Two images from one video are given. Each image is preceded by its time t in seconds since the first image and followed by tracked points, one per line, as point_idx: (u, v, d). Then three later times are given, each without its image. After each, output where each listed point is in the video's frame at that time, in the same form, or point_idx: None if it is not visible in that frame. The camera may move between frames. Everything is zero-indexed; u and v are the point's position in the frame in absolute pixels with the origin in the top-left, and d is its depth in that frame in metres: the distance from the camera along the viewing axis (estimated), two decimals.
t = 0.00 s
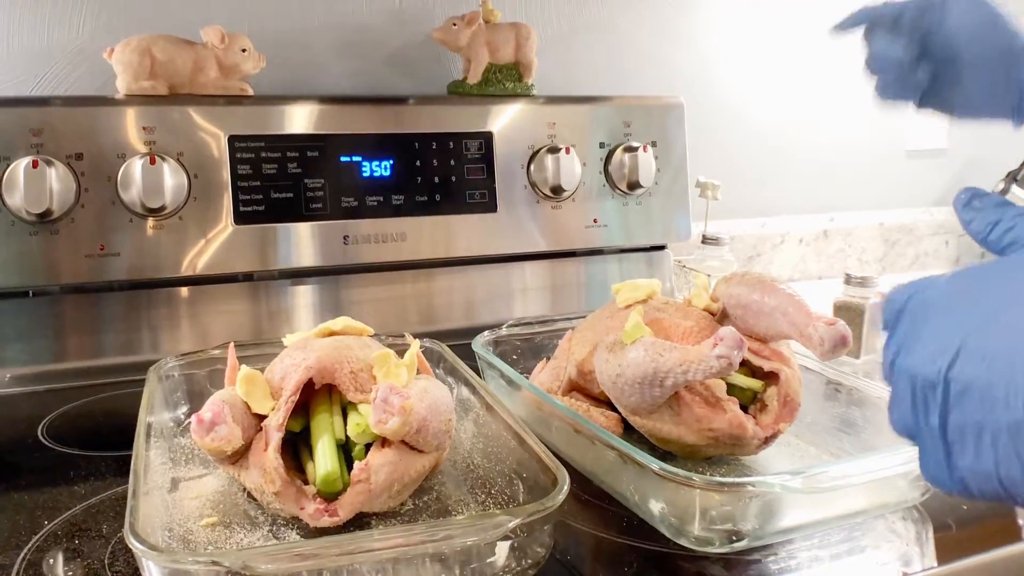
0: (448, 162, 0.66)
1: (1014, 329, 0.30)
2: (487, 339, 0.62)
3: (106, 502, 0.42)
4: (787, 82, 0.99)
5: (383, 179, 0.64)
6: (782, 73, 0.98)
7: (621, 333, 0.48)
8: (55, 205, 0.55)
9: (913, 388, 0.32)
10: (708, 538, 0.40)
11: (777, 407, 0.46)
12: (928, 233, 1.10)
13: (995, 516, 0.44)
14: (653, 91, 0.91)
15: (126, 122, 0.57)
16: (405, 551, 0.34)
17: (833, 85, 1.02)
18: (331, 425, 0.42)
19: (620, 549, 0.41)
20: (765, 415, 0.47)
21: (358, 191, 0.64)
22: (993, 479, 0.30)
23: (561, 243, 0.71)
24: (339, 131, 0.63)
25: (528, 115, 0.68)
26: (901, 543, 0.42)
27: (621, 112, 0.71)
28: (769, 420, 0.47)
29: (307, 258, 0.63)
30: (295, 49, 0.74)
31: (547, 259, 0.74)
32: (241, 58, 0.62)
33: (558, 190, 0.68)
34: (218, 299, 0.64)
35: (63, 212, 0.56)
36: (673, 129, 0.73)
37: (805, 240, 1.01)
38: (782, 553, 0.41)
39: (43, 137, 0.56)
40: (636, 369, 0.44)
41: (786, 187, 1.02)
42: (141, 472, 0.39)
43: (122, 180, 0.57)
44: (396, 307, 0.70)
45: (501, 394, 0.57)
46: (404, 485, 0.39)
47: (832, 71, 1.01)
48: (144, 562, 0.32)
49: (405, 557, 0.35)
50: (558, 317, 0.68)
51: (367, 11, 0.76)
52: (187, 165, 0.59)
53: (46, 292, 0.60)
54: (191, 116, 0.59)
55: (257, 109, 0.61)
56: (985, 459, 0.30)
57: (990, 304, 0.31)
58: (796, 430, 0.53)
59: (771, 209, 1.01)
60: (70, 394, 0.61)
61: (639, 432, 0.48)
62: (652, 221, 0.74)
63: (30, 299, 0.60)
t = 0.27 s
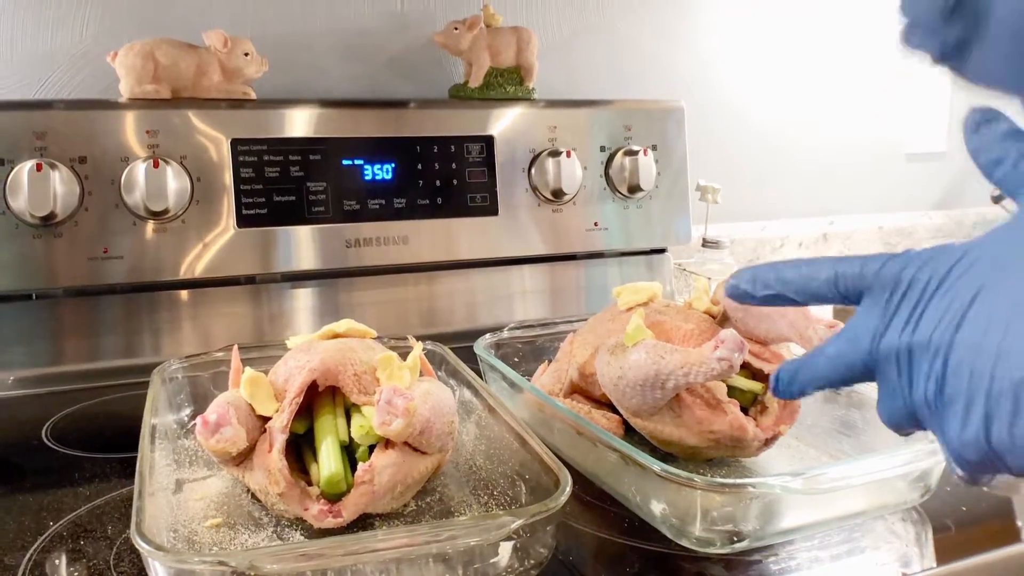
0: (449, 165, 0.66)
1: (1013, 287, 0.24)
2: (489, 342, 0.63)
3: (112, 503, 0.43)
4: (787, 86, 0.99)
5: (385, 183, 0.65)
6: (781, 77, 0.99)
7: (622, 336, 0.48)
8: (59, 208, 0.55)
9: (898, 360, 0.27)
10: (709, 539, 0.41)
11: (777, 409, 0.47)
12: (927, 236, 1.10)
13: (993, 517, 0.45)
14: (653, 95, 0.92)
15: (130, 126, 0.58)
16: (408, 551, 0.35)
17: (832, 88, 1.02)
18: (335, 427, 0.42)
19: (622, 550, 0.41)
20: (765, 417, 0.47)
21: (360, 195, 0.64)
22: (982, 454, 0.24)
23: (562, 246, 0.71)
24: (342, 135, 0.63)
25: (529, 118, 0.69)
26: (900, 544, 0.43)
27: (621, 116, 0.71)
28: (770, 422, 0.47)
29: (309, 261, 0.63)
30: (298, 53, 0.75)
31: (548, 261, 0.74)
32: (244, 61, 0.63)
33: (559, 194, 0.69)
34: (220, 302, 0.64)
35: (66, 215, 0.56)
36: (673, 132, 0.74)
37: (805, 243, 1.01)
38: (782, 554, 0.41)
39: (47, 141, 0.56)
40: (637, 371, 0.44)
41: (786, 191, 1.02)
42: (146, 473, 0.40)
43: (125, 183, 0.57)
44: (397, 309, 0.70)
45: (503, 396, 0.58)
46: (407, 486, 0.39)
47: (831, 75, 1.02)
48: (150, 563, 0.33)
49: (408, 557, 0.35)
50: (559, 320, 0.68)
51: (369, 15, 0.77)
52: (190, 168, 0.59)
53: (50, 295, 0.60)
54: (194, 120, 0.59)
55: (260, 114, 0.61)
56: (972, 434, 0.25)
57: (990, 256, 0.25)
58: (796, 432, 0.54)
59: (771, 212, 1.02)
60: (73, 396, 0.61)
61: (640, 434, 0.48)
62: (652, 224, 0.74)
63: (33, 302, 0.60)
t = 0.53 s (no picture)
0: (449, 167, 0.67)
1: (1012, 305, 0.27)
2: (489, 343, 0.63)
3: (115, 504, 0.43)
4: (786, 88, 1.00)
5: (386, 185, 0.65)
6: (780, 79, 0.99)
7: (622, 337, 0.49)
8: (61, 210, 0.56)
9: (908, 373, 0.30)
10: (709, 538, 0.41)
11: (776, 410, 0.47)
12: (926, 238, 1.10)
13: (990, 517, 0.45)
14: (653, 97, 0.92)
15: (132, 128, 0.58)
16: (410, 551, 0.35)
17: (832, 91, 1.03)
18: (337, 428, 0.42)
19: (622, 550, 0.42)
20: (764, 418, 0.47)
21: (361, 197, 0.64)
22: (993, 462, 0.27)
23: (561, 248, 0.72)
24: (342, 136, 0.63)
25: (529, 120, 0.69)
26: (898, 544, 0.43)
27: (620, 118, 0.72)
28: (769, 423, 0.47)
29: (310, 263, 0.64)
30: (299, 56, 0.75)
31: (547, 263, 0.74)
32: (245, 64, 0.63)
33: (559, 196, 0.69)
34: (222, 303, 0.65)
35: (68, 217, 0.56)
36: (672, 134, 0.74)
37: (804, 245, 1.01)
38: (781, 553, 0.42)
39: (49, 142, 0.56)
40: (637, 372, 0.45)
41: (785, 192, 1.02)
42: (149, 474, 0.40)
43: (127, 185, 0.57)
44: (398, 310, 0.70)
45: (504, 397, 0.58)
46: (408, 486, 0.40)
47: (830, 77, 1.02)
48: (154, 563, 0.33)
49: (410, 557, 0.35)
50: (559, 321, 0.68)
51: (370, 18, 0.77)
52: (191, 170, 0.59)
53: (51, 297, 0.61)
54: (195, 122, 0.59)
55: (260, 116, 0.61)
56: (984, 444, 0.28)
57: (989, 276, 0.28)
58: (796, 433, 0.54)
59: (770, 214, 1.02)
60: (75, 397, 0.62)
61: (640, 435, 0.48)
62: (651, 225, 0.75)
63: (35, 303, 0.60)
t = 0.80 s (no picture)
0: (449, 169, 0.67)
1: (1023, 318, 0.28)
2: (489, 345, 0.63)
3: (116, 505, 0.43)
4: (784, 91, 1.00)
5: (386, 187, 0.65)
6: (778, 83, 1.00)
7: (621, 339, 0.49)
8: (62, 212, 0.56)
9: (926, 382, 0.32)
10: (708, 539, 0.41)
11: (775, 412, 0.47)
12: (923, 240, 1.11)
13: (988, 518, 0.45)
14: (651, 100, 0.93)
15: (133, 130, 0.58)
16: (412, 552, 0.35)
17: (830, 94, 1.03)
18: (339, 429, 0.42)
19: (622, 551, 0.42)
20: (763, 420, 0.48)
21: (361, 199, 0.64)
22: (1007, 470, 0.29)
23: (561, 250, 0.72)
24: (342, 139, 0.63)
25: (529, 123, 0.69)
26: (896, 545, 0.43)
27: (619, 121, 0.72)
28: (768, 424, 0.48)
29: (310, 265, 0.64)
30: (299, 59, 0.75)
31: (547, 264, 0.75)
32: (246, 67, 0.63)
33: (558, 198, 0.69)
34: (222, 305, 0.65)
35: (70, 219, 0.57)
36: (670, 137, 0.74)
37: (801, 247, 1.02)
38: (780, 554, 0.42)
39: (50, 145, 0.56)
40: (637, 374, 0.45)
41: (782, 195, 1.03)
42: (151, 475, 0.40)
43: (128, 187, 0.57)
44: (397, 312, 0.70)
45: (504, 399, 0.58)
46: (410, 487, 0.40)
47: (828, 81, 1.03)
48: (158, 564, 0.33)
49: (412, 557, 0.35)
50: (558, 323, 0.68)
51: (369, 21, 0.77)
52: (192, 172, 0.60)
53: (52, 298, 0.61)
54: (195, 125, 0.60)
55: (261, 118, 0.61)
56: (999, 453, 0.29)
57: (1003, 287, 0.29)
58: (794, 434, 0.54)
59: (768, 216, 1.02)
60: (75, 399, 0.62)
61: (639, 436, 0.48)
62: (649, 227, 0.75)
63: (36, 305, 0.60)
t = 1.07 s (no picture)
0: (450, 171, 0.67)
1: None
2: (490, 347, 0.63)
3: (120, 506, 0.43)
4: (784, 94, 1.00)
5: (387, 189, 0.65)
6: (779, 86, 1.00)
7: (623, 341, 0.49)
8: (65, 214, 0.56)
9: (931, 388, 0.33)
10: (710, 541, 0.41)
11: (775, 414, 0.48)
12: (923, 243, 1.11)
13: (988, 520, 0.45)
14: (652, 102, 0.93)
15: (135, 132, 0.58)
16: (415, 553, 0.35)
17: (830, 96, 1.03)
18: (341, 431, 0.42)
19: (623, 553, 0.42)
20: (764, 422, 0.48)
21: (362, 201, 0.65)
22: (1010, 476, 0.30)
23: (561, 252, 0.72)
24: (344, 141, 0.64)
25: (530, 126, 0.69)
26: (897, 546, 0.43)
27: (619, 124, 0.72)
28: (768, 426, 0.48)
29: (311, 267, 0.64)
30: (301, 62, 0.75)
31: (547, 267, 0.75)
32: (248, 69, 0.64)
33: (559, 200, 0.69)
34: (224, 306, 0.65)
35: (72, 221, 0.57)
36: (671, 139, 0.75)
37: (802, 250, 1.02)
38: (781, 556, 0.42)
39: (53, 147, 0.56)
40: (638, 376, 0.45)
41: (782, 197, 1.03)
42: (155, 476, 0.40)
43: (131, 189, 0.58)
44: (399, 314, 0.71)
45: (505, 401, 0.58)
46: (412, 489, 0.40)
47: (829, 84, 1.03)
48: (163, 565, 0.33)
49: (415, 558, 0.36)
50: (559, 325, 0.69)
51: (371, 24, 0.77)
52: (195, 174, 0.60)
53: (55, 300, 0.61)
54: (197, 128, 0.60)
55: (263, 121, 0.62)
56: (1001, 458, 0.30)
57: (1007, 295, 0.31)
58: (795, 436, 0.55)
59: (768, 219, 1.03)
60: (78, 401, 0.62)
61: (641, 438, 0.49)
62: (650, 230, 0.75)
63: (38, 307, 0.60)
